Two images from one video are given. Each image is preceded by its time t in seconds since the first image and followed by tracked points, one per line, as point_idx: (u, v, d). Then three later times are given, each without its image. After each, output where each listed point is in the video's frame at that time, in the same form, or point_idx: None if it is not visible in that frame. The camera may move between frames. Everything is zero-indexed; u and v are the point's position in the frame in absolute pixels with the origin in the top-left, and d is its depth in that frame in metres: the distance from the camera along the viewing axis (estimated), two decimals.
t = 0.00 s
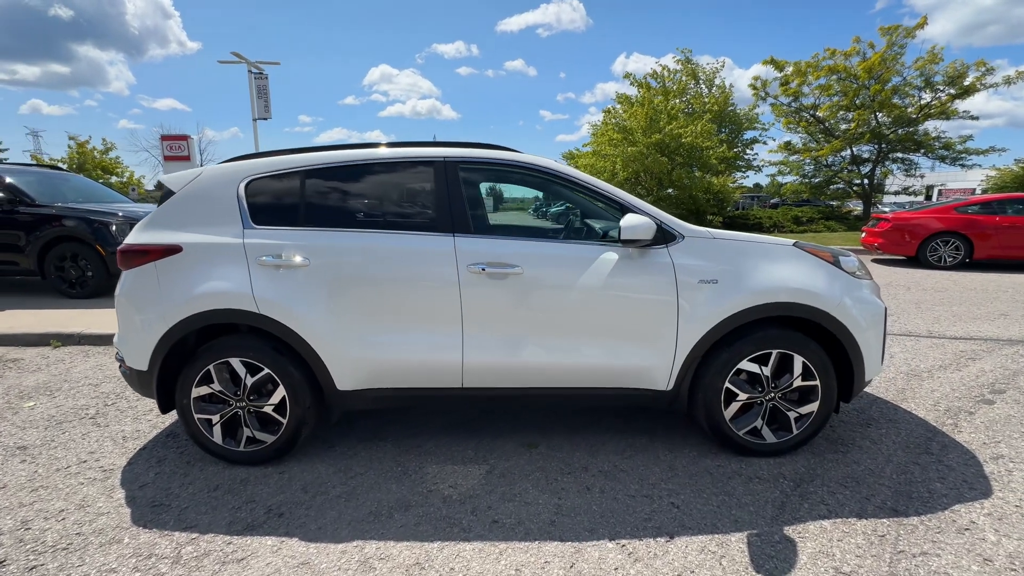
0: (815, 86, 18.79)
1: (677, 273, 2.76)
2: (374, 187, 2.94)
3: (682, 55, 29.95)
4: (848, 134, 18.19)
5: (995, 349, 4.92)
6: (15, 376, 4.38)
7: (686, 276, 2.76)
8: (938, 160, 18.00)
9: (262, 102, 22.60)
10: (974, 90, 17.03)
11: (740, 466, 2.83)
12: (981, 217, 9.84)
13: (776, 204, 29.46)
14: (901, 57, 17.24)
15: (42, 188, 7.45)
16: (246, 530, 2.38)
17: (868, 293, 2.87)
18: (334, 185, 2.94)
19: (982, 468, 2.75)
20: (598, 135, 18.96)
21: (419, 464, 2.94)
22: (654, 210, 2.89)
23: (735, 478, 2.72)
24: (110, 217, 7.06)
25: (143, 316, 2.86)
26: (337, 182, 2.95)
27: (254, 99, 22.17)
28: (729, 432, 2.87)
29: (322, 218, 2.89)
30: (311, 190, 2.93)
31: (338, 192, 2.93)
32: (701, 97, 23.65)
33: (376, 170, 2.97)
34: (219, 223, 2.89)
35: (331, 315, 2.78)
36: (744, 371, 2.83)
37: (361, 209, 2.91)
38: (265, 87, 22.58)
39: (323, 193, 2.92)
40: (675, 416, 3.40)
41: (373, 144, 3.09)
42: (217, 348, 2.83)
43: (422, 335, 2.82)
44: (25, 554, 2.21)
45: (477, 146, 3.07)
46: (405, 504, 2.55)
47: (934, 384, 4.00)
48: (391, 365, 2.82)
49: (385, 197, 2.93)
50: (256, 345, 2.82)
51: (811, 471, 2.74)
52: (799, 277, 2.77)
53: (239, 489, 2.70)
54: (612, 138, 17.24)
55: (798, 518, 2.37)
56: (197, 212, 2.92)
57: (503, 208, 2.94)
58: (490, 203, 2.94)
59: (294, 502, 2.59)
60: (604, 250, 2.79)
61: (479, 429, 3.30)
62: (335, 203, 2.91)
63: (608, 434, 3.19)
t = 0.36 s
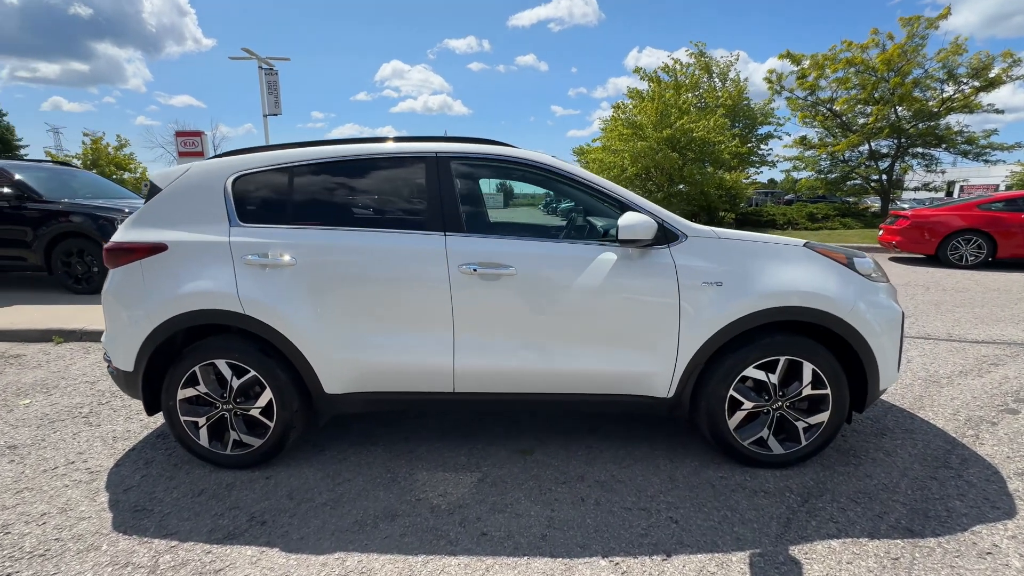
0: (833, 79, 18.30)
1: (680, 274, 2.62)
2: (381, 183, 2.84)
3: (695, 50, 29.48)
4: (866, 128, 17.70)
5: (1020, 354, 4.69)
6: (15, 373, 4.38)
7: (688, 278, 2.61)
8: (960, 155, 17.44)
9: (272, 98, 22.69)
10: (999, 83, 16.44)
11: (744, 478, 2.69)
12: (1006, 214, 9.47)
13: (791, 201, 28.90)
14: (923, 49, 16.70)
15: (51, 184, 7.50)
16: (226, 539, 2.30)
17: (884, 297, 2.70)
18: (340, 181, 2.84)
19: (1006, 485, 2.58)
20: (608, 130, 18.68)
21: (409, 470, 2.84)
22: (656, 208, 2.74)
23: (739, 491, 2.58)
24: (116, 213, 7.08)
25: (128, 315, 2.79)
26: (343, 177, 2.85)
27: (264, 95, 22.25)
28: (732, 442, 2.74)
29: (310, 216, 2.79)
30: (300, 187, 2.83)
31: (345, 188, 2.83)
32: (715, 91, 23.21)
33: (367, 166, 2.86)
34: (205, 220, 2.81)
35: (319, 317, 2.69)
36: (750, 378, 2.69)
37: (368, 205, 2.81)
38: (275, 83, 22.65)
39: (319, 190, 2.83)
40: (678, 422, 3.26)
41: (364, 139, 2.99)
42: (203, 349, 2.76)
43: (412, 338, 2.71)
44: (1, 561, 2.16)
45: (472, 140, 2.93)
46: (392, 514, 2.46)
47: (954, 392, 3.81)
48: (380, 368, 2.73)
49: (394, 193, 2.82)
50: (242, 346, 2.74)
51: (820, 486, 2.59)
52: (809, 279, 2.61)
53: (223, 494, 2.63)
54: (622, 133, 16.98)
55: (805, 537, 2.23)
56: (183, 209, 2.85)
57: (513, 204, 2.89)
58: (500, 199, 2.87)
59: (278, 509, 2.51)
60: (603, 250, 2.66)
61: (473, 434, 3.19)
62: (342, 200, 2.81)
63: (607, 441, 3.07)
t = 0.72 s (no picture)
0: (852, 69, 17.77)
1: (672, 270, 2.53)
2: (381, 176, 2.78)
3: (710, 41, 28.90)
4: (886, 120, 17.19)
5: None
6: (22, 365, 4.46)
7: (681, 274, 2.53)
8: (985, 148, 16.85)
9: (284, 93, 22.85)
10: None
11: (738, 480, 2.62)
12: None
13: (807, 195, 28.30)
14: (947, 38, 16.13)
15: (64, 178, 7.64)
16: (209, 533, 2.31)
17: (888, 295, 2.59)
18: (326, 174, 2.80)
19: (1014, 492, 2.46)
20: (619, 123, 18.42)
21: (397, 467, 2.82)
22: (650, 202, 2.66)
23: (731, 493, 2.51)
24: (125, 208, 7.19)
25: (119, 308, 2.80)
26: (343, 171, 2.81)
27: (276, 89, 22.40)
28: (727, 443, 2.66)
29: (298, 210, 2.77)
30: (288, 180, 2.80)
31: (352, 182, 2.79)
32: (729, 83, 22.74)
33: (355, 159, 2.82)
34: (194, 214, 2.80)
35: (305, 311, 2.67)
36: (745, 378, 2.59)
37: (361, 199, 2.77)
38: (287, 78, 22.78)
39: (312, 183, 2.79)
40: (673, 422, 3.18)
41: (352, 130, 2.93)
42: (192, 343, 2.75)
43: (399, 333, 2.68)
44: None
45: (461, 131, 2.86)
46: (375, 511, 2.44)
47: (966, 393, 3.66)
48: (367, 364, 2.71)
49: (381, 186, 2.77)
50: (230, 340, 2.74)
51: (817, 489, 2.51)
52: (807, 276, 2.51)
53: (211, 488, 2.64)
54: (633, 126, 16.73)
55: (797, 543, 2.15)
56: (173, 203, 2.84)
57: (525, 199, 2.79)
58: (511, 193, 2.78)
59: (263, 504, 2.51)
60: (593, 245, 2.58)
61: (464, 431, 3.16)
62: (340, 193, 2.78)
63: (600, 440, 3.01)
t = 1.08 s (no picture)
0: (869, 59, 17.28)
1: (649, 266, 2.51)
2: (361, 171, 2.79)
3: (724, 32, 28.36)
4: (904, 112, 16.73)
5: None
6: (28, 356, 4.60)
7: (658, 270, 2.51)
8: (1008, 140, 16.31)
9: (294, 89, 23.04)
10: None
11: (715, 478, 2.59)
12: None
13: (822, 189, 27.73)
14: (968, 26, 15.60)
15: (74, 176, 7.83)
16: (189, 522, 2.36)
17: (873, 293, 2.53)
18: (307, 170, 2.82)
19: (1000, 495, 2.40)
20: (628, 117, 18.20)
21: (377, 460, 2.85)
22: (628, 196, 2.63)
23: (707, 491, 2.49)
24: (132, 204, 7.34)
25: (108, 302, 2.87)
26: (324, 166, 2.82)
27: (287, 85, 22.60)
28: (705, 440, 2.63)
29: (280, 206, 2.79)
30: (269, 177, 2.83)
31: (332, 177, 2.80)
32: (742, 75, 22.30)
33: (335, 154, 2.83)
34: (179, 210, 2.85)
35: (285, 306, 2.71)
36: (724, 375, 2.56)
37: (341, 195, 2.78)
38: (298, 74, 22.96)
39: (294, 179, 2.82)
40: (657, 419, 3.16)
41: (334, 126, 2.95)
42: (177, 336, 2.81)
43: (378, 328, 2.70)
44: None
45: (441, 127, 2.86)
46: (351, 503, 2.47)
47: (963, 393, 3.58)
48: (346, 358, 2.73)
49: (360, 181, 2.78)
50: (213, 334, 2.78)
51: (795, 489, 2.47)
52: (788, 272, 2.47)
53: (195, 478, 2.70)
54: (641, 120, 16.52)
55: (767, 542, 2.13)
56: (159, 199, 2.90)
57: (536, 194, 2.74)
58: (523, 188, 2.76)
59: (243, 494, 2.56)
60: (570, 240, 2.57)
61: (447, 426, 3.18)
62: (320, 189, 2.79)
63: (581, 436, 3.01)
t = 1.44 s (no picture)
0: (891, 47, 16.70)
1: (625, 263, 2.49)
2: (343, 168, 2.82)
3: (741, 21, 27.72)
4: (928, 101, 16.15)
5: None
6: (39, 348, 4.77)
7: (634, 267, 2.48)
8: None
9: (309, 84, 23.31)
10: None
11: (693, 477, 2.58)
12: None
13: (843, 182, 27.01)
14: (997, 11, 14.96)
15: (89, 174, 8.09)
16: (172, 510, 2.44)
17: (856, 291, 2.47)
18: (290, 168, 2.86)
19: (985, 499, 2.33)
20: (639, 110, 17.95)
21: (360, 453, 2.90)
22: (604, 192, 2.61)
23: (682, 490, 2.47)
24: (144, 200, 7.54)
25: (102, 296, 2.96)
26: (306, 164, 2.86)
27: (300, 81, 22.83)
28: (683, 439, 2.62)
29: (264, 203, 2.84)
30: (254, 174, 2.88)
31: (315, 174, 2.83)
32: (759, 65, 21.77)
33: (317, 151, 2.86)
34: (168, 208, 2.92)
35: (269, 301, 2.76)
36: (702, 374, 2.54)
37: (323, 192, 2.81)
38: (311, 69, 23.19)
39: (277, 176, 2.86)
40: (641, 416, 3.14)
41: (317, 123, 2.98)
42: (167, 331, 2.89)
43: (358, 324, 2.73)
44: None
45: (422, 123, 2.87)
46: (329, 495, 2.52)
47: (963, 393, 3.47)
48: (328, 353, 2.78)
49: (342, 179, 2.80)
50: (201, 328, 2.86)
51: (772, 489, 2.44)
52: (768, 270, 2.42)
53: (183, 468, 2.79)
54: (652, 112, 16.27)
55: (737, 543, 2.11)
56: (150, 197, 2.97)
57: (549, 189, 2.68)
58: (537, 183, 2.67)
59: (227, 485, 2.63)
60: (546, 237, 2.56)
61: (431, 420, 3.21)
62: (303, 186, 2.83)
63: (563, 433, 3.01)
